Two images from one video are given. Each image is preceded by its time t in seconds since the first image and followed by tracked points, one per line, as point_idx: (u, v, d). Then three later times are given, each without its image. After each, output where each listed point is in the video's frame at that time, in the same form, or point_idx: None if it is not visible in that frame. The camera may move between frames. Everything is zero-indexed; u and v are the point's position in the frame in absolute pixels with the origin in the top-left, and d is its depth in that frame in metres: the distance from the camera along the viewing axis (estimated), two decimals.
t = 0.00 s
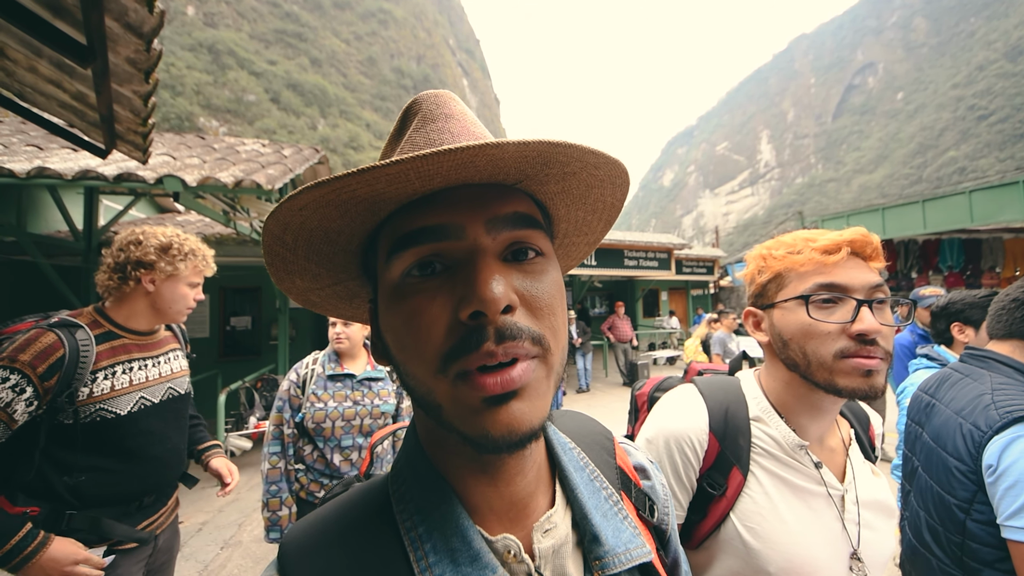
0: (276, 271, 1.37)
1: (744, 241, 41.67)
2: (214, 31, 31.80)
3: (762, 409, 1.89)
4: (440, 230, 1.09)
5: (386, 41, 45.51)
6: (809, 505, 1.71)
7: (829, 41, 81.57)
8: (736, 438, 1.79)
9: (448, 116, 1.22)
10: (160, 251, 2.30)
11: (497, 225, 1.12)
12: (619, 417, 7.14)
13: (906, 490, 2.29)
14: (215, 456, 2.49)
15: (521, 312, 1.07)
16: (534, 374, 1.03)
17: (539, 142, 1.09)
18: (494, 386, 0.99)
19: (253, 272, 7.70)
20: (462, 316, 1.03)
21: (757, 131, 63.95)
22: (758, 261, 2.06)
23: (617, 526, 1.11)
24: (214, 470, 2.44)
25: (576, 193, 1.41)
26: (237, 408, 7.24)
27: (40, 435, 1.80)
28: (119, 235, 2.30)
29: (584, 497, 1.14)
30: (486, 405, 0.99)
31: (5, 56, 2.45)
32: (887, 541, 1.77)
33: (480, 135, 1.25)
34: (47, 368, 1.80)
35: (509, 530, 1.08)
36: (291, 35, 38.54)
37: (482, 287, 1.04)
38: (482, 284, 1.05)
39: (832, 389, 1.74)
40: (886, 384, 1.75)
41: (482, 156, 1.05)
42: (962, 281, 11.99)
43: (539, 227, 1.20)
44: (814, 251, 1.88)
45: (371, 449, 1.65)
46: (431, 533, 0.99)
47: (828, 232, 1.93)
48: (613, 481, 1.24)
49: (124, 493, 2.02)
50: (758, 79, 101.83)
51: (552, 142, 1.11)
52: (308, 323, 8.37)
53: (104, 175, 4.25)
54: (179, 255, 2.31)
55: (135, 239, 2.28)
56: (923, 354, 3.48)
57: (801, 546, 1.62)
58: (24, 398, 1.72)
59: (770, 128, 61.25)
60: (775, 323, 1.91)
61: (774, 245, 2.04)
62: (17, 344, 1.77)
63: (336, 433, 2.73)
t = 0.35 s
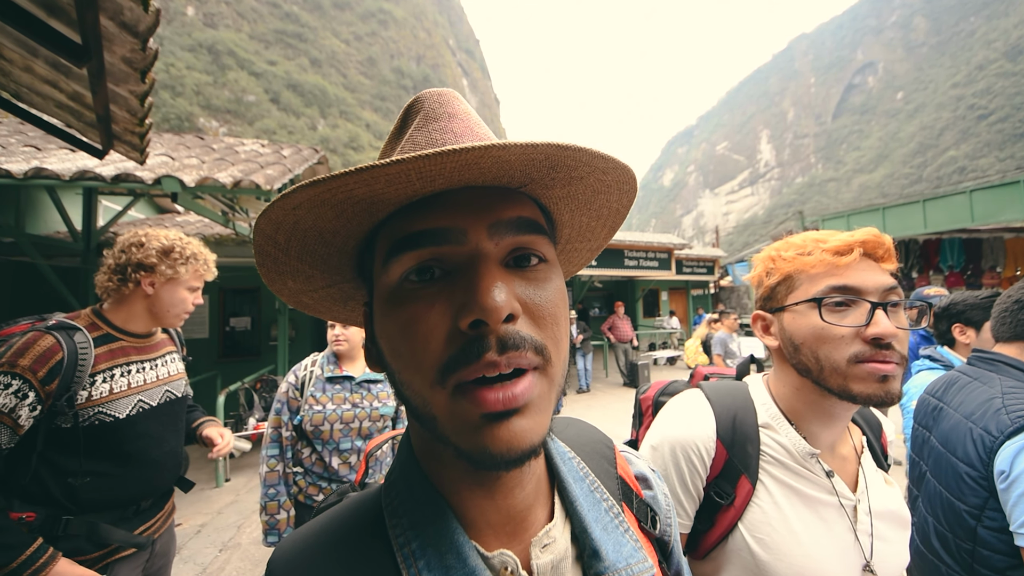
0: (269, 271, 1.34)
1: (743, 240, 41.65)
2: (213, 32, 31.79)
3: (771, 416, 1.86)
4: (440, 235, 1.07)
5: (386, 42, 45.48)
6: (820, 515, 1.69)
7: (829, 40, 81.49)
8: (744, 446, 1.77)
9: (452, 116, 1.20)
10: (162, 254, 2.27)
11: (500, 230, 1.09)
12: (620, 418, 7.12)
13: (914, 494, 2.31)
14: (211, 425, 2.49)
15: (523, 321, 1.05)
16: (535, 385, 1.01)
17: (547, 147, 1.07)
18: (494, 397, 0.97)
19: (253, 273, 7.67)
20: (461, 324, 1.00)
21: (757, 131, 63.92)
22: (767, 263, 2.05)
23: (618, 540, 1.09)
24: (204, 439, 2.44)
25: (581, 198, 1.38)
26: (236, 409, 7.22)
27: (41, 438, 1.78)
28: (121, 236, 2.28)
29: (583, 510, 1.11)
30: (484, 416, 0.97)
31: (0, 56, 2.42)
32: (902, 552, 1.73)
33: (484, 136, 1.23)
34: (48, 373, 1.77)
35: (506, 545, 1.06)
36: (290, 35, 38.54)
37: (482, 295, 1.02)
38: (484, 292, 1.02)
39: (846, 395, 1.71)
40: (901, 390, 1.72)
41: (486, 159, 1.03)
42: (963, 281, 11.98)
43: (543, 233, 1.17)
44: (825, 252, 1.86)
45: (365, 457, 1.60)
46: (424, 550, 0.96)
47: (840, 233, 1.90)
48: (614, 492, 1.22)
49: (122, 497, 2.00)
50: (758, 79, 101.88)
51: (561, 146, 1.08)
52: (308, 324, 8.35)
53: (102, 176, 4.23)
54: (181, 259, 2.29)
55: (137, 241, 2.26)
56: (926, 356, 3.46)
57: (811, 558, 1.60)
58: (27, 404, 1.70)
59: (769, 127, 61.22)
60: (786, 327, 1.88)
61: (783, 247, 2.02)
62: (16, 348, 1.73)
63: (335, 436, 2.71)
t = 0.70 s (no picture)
0: (258, 276, 1.32)
1: (745, 241, 41.61)
2: (215, 32, 31.85)
3: (779, 422, 1.85)
4: (434, 240, 1.05)
5: (388, 42, 45.53)
6: (828, 524, 1.67)
7: (831, 41, 81.37)
8: (751, 453, 1.75)
9: (451, 117, 1.18)
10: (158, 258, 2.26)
11: (498, 234, 1.08)
12: (621, 419, 7.10)
13: (920, 498, 2.31)
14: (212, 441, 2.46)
15: (522, 329, 1.04)
16: (532, 395, 1.00)
17: (547, 149, 1.05)
18: (490, 408, 0.96)
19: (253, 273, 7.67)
20: (456, 334, 0.99)
21: (758, 131, 63.87)
22: (776, 265, 2.03)
23: (617, 552, 1.08)
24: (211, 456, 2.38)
25: (582, 202, 1.37)
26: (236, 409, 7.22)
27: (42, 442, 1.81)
28: (119, 237, 2.26)
29: (580, 520, 1.10)
30: (479, 426, 0.96)
31: None
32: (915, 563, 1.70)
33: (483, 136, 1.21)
34: (46, 376, 1.78)
35: (503, 557, 1.05)
36: (291, 35, 38.58)
37: (478, 304, 1.00)
38: (480, 301, 1.01)
39: (856, 402, 1.70)
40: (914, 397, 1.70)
41: (483, 163, 1.01)
42: (966, 282, 11.96)
43: (541, 237, 1.16)
44: (835, 255, 1.84)
45: (361, 460, 1.59)
46: (418, 562, 0.95)
47: (850, 234, 1.88)
48: (613, 502, 1.20)
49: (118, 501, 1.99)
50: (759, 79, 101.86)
51: (562, 149, 1.07)
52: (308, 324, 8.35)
53: (103, 176, 4.22)
54: (178, 263, 2.28)
55: (134, 244, 2.24)
56: (928, 357, 3.43)
57: (820, 568, 1.59)
58: (35, 407, 1.74)
59: (771, 127, 61.18)
60: (794, 331, 1.87)
61: (791, 248, 2.00)
62: (9, 352, 1.73)
63: (334, 438, 2.69)
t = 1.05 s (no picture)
0: (253, 295, 1.31)
1: (749, 240, 41.48)
2: (220, 34, 32.02)
3: (788, 426, 1.84)
4: (442, 261, 1.03)
5: (391, 43, 45.65)
6: (839, 530, 1.66)
7: (836, 39, 80.92)
8: (760, 458, 1.74)
9: (448, 122, 1.17)
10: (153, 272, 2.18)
11: (507, 252, 1.06)
12: (625, 419, 7.08)
13: (930, 502, 2.30)
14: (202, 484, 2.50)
15: (534, 350, 1.04)
16: (547, 416, 1.00)
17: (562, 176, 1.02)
18: (506, 435, 0.96)
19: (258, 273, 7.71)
20: (470, 359, 0.98)
21: (762, 131, 63.62)
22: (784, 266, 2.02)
23: (624, 563, 1.08)
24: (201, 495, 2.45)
25: (586, 210, 1.36)
26: (241, 410, 7.26)
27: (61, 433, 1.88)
28: (125, 244, 2.25)
29: (587, 531, 1.10)
30: (495, 451, 0.96)
31: (4, 58, 2.43)
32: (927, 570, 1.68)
33: (485, 140, 1.20)
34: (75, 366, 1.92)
35: (510, 566, 1.05)
36: (296, 37, 38.73)
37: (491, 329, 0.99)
38: (495, 324, 0.99)
39: (869, 407, 1.69)
40: (926, 401, 1.69)
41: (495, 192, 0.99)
42: (973, 281, 11.88)
43: (551, 250, 1.15)
44: (846, 257, 1.83)
45: (371, 462, 1.62)
46: (425, 568, 0.95)
47: (861, 236, 1.87)
48: (623, 512, 1.19)
49: (121, 501, 1.99)
50: (763, 78, 101.50)
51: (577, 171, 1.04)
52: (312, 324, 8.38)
53: (108, 177, 4.24)
54: (172, 280, 2.19)
55: (134, 253, 2.20)
56: (937, 359, 3.41)
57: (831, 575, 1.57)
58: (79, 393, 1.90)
59: (775, 127, 60.95)
60: (804, 334, 1.86)
61: (800, 250, 1.99)
62: (30, 343, 1.83)
63: (338, 439, 2.69)
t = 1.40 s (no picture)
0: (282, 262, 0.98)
1: (749, 241, 41.47)
2: (221, 34, 32.07)
3: (789, 429, 1.83)
4: (546, 228, 1.01)
5: (392, 43, 45.73)
6: (840, 533, 1.65)
7: (837, 40, 80.86)
8: (761, 461, 1.73)
9: (504, 116, 1.15)
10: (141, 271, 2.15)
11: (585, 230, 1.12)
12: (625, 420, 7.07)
13: (933, 506, 2.29)
14: (192, 492, 2.56)
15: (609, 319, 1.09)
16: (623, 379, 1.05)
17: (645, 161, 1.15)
18: (605, 384, 0.96)
19: (258, 273, 7.71)
20: (582, 320, 0.97)
21: (763, 131, 63.62)
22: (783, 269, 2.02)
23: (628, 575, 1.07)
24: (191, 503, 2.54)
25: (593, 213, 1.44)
26: (241, 410, 7.26)
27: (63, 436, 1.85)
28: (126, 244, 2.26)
29: (590, 544, 1.08)
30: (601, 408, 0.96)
31: (4, 57, 2.42)
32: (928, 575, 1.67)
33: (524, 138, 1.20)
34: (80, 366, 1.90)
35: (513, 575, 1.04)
36: (297, 37, 38.77)
37: (594, 292, 1.01)
38: (594, 289, 1.01)
39: (869, 409, 1.67)
40: (927, 404, 1.68)
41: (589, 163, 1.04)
42: (974, 283, 11.86)
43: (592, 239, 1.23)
44: (845, 258, 1.83)
45: (364, 468, 1.58)
46: None
47: (860, 238, 1.87)
48: (626, 522, 1.18)
49: (126, 501, 1.99)
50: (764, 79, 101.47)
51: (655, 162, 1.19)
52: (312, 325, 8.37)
53: (108, 177, 4.24)
54: (156, 280, 2.13)
55: (129, 252, 2.20)
56: (938, 361, 3.40)
57: None
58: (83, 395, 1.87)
59: (776, 127, 60.95)
60: (804, 337, 1.85)
61: (800, 252, 1.99)
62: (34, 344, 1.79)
63: (337, 440, 2.69)
